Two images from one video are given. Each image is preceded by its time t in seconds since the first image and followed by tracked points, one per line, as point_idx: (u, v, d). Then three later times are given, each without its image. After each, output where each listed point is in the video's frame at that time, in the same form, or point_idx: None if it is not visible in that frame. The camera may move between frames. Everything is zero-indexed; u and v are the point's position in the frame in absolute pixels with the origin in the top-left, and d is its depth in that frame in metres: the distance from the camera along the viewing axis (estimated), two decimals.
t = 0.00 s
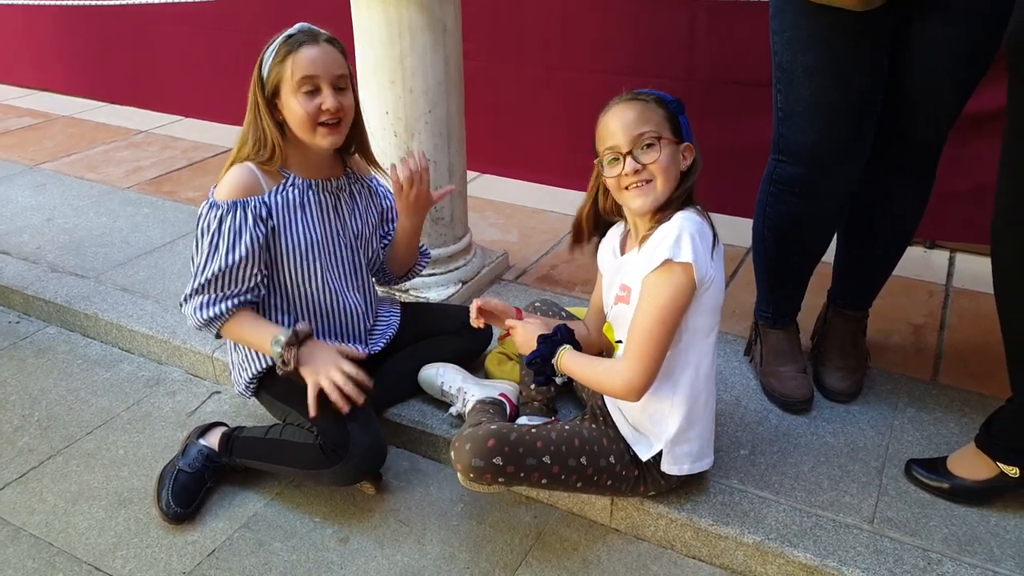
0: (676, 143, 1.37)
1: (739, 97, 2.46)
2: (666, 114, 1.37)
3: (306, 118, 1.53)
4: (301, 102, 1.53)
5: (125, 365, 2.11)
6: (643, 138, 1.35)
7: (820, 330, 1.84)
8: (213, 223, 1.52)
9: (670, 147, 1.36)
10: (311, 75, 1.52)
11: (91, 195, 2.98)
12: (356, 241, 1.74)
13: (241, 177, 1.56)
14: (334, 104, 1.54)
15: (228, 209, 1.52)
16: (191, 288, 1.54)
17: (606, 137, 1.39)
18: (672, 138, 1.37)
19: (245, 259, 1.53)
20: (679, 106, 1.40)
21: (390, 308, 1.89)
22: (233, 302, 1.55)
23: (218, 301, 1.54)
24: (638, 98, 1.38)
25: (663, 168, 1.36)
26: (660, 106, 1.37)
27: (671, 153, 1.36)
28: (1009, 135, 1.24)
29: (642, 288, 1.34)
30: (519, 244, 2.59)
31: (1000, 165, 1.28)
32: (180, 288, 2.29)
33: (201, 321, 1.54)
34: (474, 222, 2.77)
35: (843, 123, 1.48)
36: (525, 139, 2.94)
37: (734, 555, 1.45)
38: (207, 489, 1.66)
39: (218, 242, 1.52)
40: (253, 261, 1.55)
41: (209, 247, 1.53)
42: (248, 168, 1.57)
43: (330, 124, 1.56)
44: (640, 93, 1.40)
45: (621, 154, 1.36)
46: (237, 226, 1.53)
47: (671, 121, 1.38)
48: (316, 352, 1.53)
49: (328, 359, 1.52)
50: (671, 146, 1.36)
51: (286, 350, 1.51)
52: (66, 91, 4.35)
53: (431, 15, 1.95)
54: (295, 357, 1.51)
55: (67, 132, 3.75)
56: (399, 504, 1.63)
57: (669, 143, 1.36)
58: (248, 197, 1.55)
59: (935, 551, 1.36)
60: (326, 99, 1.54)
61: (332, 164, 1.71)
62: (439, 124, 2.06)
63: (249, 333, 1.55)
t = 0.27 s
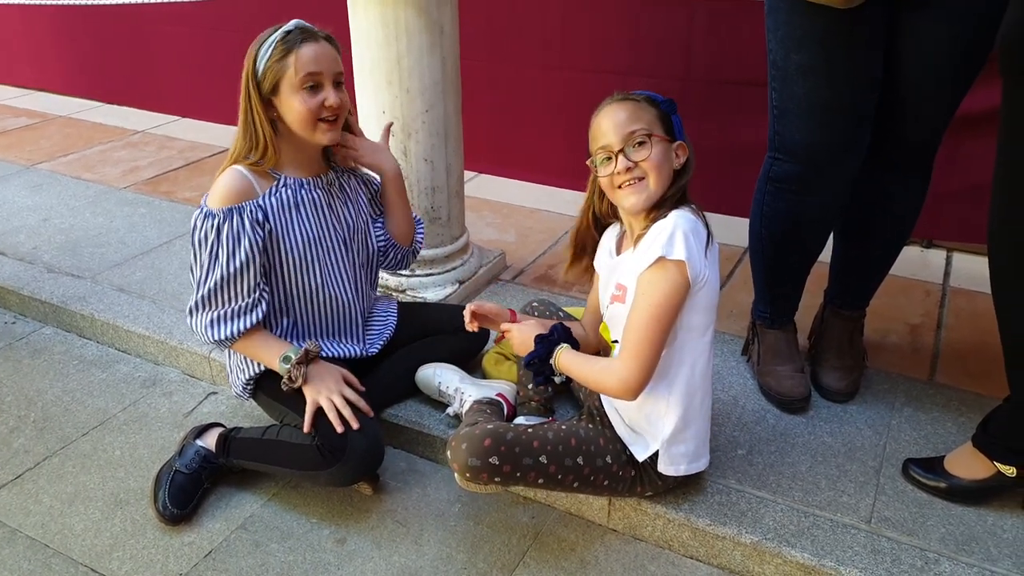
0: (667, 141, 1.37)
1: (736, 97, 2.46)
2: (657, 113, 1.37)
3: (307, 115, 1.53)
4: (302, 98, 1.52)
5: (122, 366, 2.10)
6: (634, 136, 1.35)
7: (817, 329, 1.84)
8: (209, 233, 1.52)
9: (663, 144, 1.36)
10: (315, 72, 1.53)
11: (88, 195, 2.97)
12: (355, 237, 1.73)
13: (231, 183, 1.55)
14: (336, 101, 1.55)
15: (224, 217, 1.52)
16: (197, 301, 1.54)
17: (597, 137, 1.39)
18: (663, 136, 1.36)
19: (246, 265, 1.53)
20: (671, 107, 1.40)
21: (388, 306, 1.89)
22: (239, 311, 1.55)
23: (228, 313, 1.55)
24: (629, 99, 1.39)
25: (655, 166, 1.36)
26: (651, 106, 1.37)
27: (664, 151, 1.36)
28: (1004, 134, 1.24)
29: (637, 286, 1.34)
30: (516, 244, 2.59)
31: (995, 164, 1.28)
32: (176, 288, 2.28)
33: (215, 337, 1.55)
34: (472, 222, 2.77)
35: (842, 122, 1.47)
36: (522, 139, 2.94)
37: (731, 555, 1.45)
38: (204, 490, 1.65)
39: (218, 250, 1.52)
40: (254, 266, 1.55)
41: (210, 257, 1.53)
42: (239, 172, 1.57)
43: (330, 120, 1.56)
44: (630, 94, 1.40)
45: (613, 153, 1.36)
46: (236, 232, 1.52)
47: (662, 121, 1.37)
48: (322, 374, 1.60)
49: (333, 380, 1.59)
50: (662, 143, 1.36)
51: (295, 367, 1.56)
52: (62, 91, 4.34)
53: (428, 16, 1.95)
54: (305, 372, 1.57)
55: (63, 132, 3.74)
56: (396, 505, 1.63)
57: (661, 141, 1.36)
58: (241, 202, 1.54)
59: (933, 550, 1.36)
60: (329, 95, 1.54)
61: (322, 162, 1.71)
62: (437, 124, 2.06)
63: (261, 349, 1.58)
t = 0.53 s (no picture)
0: (664, 142, 1.37)
1: (734, 97, 2.47)
2: (654, 115, 1.37)
3: (304, 117, 1.54)
4: (297, 103, 1.53)
5: (121, 367, 2.10)
6: (630, 139, 1.35)
7: (816, 329, 1.84)
8: (205, 238, 1.52)
9: (660, 146, 1.36)
10: (303, 74, 1.54)
11: (86, 196, 2.97)
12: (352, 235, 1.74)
13: (224, 189, 1.55)
14: (328, 99, 1.57)
15: (219, 221, 1.52)
16: (199, 310, 1.54)
17: (596, 140, 1.39)
18: (660, 137, 1.36)
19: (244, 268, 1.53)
20: (666, 108, 1.39)
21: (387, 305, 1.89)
22: (241, 316, 1.55)
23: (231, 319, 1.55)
24: (626, 101, 1.39)
25: (652, 167, 1.36)
26: (648, 108, 1.37)
27: (661, 152, 1.36)
28: (1003, 134, 1.24)
29: (637, 286, 1.35)
30: (515, 245, 2.59)
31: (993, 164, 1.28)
32: (175, 289, 2.28)
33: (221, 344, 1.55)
34: (470, 222, 2.77)
35: (840, 121, 1.48)
36: (520, 140, 2.94)
37: (732, 555, 1.45)
38: (204, 492, 1.65)
39: (215, 256, 1.53)
40: (251, 269, 1.55)
41: (207, 264, 1.53)
42: (234, 178, 1.57)
43: (324, 119, 1.58)
44: (627, 96, 1.40)
45: (611, 156, 1.36)
46: (232, 236, 1.53)
47: (659, 122, 1.37)
48: (331, 380, 1.59)
49: (343, 387, 1.58)
50: (659, 144, 1.36)
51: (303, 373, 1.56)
52: (60, 92, 4.33)
53: (427, 16, 1.95)
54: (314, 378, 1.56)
55: (61, 133, 3.74)
56: (396, 506, 1.63)
57: (657, 142, 1.36)
58: (234, 206, 1.55)
59: (933, 550, 1.36)
60: (321, 95, 1.56)
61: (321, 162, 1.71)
62: (436, 125, 2.06)
63: (268, 357, 1.58)
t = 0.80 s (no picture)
0: (661, 140, 1.36)
1: (732, 96, 2.46)
2: (650, 114, 1.37)
3: (290, 122, 1.53)
4: (284, 107, 1.52)
5: (118, 367, 2.10)
6: (626, 138, 1.35)
7: (814, 329, 1.84)
8: (200, 239, 1.53)
9: (656, 144, 1.36)
10: (294, 78, 1.52)
11: (83, 196, 2.96)
12: (354, 240, 1.72)
13: (224, 189, 1.55)
14: (316, 107, 1.54)
15: (214, 223, 1.53)
16: (195, 311, 1.55)
17: (592, 140, 1.39)
18: (656, 135, 1.36)
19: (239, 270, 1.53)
20: (663, 107, 1.39)
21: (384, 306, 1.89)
22: (236, 317, 1.55)
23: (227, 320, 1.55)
24: (621, 100, 1.38)
25: (649, 166, 1.35)
26: (642, 107, 1.37)
27: (657, 150, 1.36)
28: (1002, 133, 1.24)
29: (636, 284, 1.34)
30: (513, 244, 2.59)
31: (992, 163, 1.28)
32: (172, 289, 2.27)
33: (217, 346, 1.55)
34: (468, 222, 2.77)
35: (841, 120, 1.47)
36: (518, 139, 2.93)
37: (730, 555, 1.44)
38: (201, 492, 1.65)
39: (210, 257, 1.53)
40: (247, 271, 1.55)
41: (202, 265, 1.53)
42: (231, 179, 1.57)
43: (314, 126, 1.55)
44: (622, 96, 1.40)
45: (607, 156, 1.36)
46: (227, 237, 1.53)
47: (655, 121, 1.37)
48: (328, 380, 1.59)
49: (339, 387, 1.58)
50: (656, 143, 1.35)
51: (300, 373, 1.56)
52: (57, 92, 4.32)
53: (425, 15, 1.95)
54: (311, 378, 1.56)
55: (58, 132, 3.73)
56: (394, 506, 1.62)
57: (653, 141, 1.35)
58: (232, 207, 1.55)
59: (931, 549, 1.36)
60: (309, 102, 1.54)
61: (321, 167, 1.69)
62: (434, 124, 2.06)
63: (264, 357, 1.58)
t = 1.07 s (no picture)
0: (661, 141, 1.36)
1: (731, 97, 2.46)
2: (651, 115, 1.37)
3: (289, 123, 1.52)
4: (282, 108, 1.52)
5: (116, 370, 2.09)
6: (626, 139, 1.35)
7: (813, 330, 1.84)
8: (202, 240, 1.53)
9: (656, 146, 1.36)
10: (291, 79, 1.52)
11: (81, 197, 2.96)
12: (356, 244, 1.72)
13: (225, 192, 1.56)
14: (315, 107, 1.53)
15: (216, 225, 1.53)
16: (195, 312, 1.54)
17: (592, 141, 1.39)
18: (656, 136, 1.36)
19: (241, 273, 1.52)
20: (664, 108, 1.39)
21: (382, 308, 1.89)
22: (236, 319, 1.55)
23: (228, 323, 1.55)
24: (622, 101, 1.38)
25: (649, 167, 1.35)
26: (643, 108, 1.37)
27: (657, 152, 1.36)
28: (1000, 136, 1.24)
29: (635, 283, 1.34)
30: (511, 246, 2.59)
31: (990, 165, 1.28)
32: (170, 291, 2.27)
33: (216, 348, 1.55)
34: (467, 223, 2.76)
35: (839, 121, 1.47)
36: (517, 140, 2.93)
37: (728, 557, 1.44)
38: (199, 495, 1.64)
39: (211, 259, 1.53)
40: (247, 274, 1.55)
41: (203, 267, 1.53)
42: (234, 181, 1.58)
43: (312, 127, 1.54)
44: (624, 98, 1.40)
45: (607, 157, 1.36)
46: (229, 240, 1.53)
47: (655, 123, 1.37)
48: (326, 383, 1.59)
49: (338, 390, 1.58)
50: (655, 144, 1.35)
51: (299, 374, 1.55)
52: (55, 93, 4.32)
53: (423, 16, 1.94)
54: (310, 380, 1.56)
55: (56, 133, 3.73)
56: (392, 508, 1.62)
57: (653, 142, 1.35)
58: (234, 211, 1.55)
59: (929, 552, 1.36)
60: (307, 103, 1.53)
61: (324, 171, 1.69)
62: (432, 125, 2.05)
63: (262, 359, 1.57)
